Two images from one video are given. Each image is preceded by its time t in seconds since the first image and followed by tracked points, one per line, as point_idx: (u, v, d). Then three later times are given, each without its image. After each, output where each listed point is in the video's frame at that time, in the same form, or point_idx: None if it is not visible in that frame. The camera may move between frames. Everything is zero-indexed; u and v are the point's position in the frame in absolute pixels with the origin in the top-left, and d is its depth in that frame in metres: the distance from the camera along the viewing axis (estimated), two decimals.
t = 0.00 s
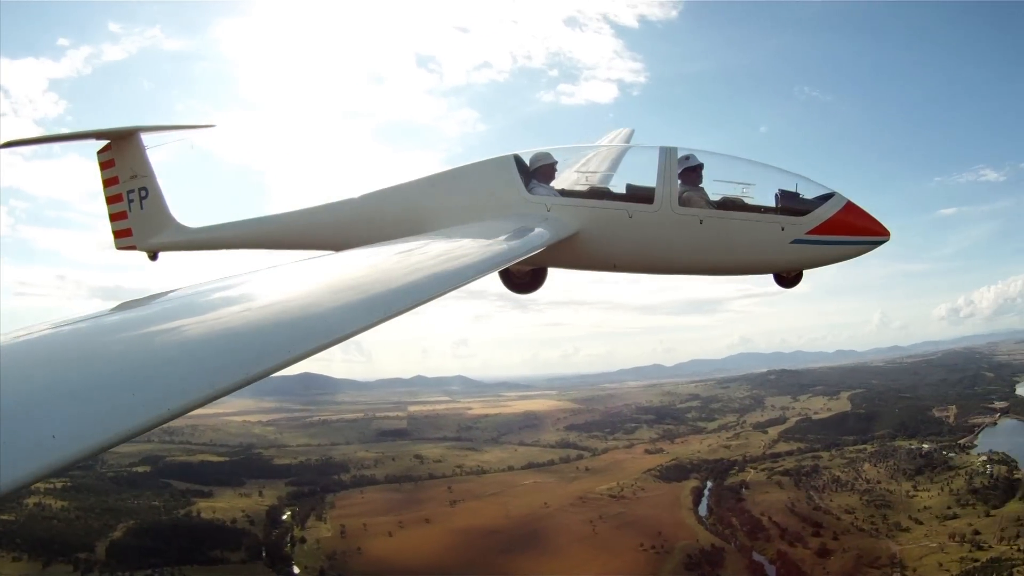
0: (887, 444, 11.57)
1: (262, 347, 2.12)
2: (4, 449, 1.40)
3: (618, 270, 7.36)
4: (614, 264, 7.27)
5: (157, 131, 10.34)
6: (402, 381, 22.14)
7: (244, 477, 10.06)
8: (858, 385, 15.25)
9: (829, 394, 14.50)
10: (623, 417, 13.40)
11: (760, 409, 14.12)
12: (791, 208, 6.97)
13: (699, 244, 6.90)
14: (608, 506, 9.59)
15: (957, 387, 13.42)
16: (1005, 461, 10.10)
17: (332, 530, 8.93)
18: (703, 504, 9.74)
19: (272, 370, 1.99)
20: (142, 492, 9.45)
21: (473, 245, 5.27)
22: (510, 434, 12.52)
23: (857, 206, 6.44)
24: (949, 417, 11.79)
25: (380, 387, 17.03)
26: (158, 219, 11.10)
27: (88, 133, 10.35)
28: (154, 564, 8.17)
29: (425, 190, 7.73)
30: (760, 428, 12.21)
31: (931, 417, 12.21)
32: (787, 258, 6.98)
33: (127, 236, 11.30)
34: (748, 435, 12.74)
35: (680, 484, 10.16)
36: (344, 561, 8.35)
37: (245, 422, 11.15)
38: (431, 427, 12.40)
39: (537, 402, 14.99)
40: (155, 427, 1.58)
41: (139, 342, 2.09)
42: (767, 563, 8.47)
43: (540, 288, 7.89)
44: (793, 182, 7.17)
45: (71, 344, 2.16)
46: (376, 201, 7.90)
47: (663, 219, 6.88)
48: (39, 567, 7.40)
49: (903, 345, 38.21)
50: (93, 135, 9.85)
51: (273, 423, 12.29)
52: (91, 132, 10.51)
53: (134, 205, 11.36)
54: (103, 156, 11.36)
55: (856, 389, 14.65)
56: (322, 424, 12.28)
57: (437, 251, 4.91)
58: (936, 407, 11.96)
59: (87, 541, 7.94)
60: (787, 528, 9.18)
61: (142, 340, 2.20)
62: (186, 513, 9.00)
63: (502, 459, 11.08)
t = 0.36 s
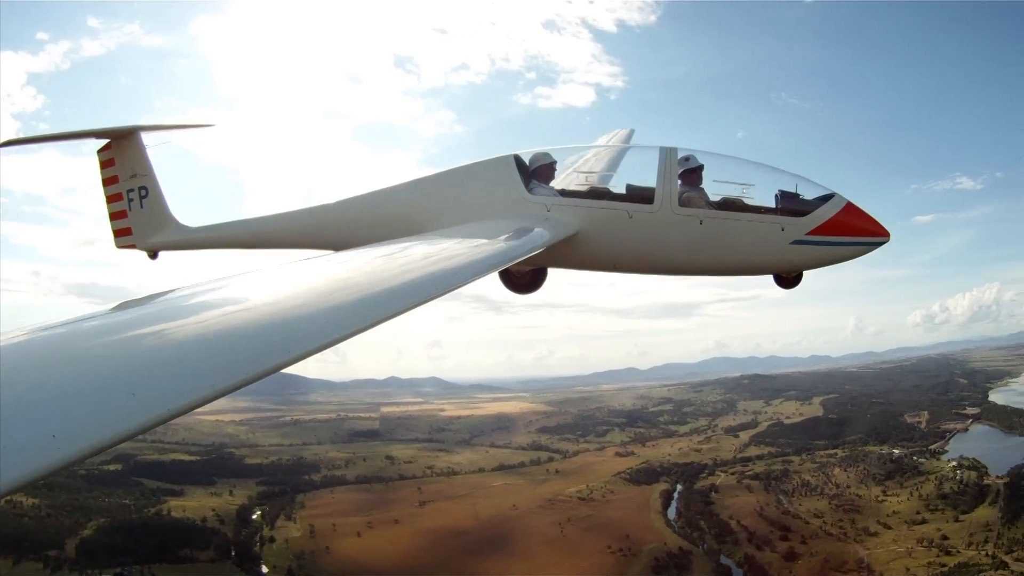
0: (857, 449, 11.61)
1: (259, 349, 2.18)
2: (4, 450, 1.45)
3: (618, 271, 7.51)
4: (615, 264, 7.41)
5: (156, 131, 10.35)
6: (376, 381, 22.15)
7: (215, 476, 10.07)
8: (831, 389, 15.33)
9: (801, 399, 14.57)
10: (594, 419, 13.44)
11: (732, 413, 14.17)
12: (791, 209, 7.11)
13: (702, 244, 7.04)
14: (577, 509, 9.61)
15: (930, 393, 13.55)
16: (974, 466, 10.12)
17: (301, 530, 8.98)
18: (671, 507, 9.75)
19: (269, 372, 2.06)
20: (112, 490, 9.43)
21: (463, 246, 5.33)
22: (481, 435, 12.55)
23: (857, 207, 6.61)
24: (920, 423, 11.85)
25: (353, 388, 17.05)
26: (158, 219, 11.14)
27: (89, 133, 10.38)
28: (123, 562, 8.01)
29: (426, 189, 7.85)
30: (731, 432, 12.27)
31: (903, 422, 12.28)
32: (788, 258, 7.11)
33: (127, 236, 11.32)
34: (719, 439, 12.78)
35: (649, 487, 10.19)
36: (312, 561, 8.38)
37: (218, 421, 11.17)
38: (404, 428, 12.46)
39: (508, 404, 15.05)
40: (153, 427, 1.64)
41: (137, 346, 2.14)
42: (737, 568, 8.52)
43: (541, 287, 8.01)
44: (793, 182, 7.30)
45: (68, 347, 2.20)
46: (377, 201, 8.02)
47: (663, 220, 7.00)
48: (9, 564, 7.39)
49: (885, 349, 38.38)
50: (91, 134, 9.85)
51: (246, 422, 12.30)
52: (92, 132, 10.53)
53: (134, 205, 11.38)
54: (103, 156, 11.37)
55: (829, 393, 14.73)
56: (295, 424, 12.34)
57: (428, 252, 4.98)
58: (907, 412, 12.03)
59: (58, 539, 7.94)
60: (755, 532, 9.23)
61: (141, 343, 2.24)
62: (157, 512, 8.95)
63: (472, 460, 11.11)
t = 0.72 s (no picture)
0: (829, 455, 11.65)
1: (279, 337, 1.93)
2: None
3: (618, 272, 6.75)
4: (614, 265, 6.62)
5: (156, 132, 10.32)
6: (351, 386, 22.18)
7: (186, 481, 10.07)
8: (805, 395, 15.45)
9: (773, 405, 14.66)
10: (566, 425, 13.49)
11: (705, 419, 14.21)
12: (790, 208, 6.29)
13: (699, 246, 6.21)
14: (547, 514, 9.61)
15: (903, 399, 13.67)
16: (946, 471, 10.17)
17: (271, 535, 9.01)
18: (642, 512, 9.78)
19: (296, 360, 1.81)
20: (84, 494, 9.36)
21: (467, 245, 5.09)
22: (453, 440, 12.59)
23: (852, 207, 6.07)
24: (893, 428, 11.90)
25: (328, 393, 17.07)
26: (158, 220, 11.08)
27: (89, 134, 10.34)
28: (94, 566, 7.72)
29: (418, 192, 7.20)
30: (703, 437, 12.32)
31: (875, 428, 12.36)
32: (790, 260, 6.32)
33: (127, 237, 11.27)
34: (692, 444, 12.85)
35: (620, 492, 10.23)
36: (280, 564, 8.32)
37: (190, 426, 11.18)
38: (376, 433, 12.50)
39: (482, 410, 15.11)
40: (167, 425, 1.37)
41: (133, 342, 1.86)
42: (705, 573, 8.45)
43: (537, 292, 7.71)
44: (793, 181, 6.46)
45: (49, 349, 1.89)
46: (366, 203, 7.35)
47: (663, 220, 6.20)
48: None
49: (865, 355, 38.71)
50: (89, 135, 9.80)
51: (220, 427, 12.30)
52: (92, 133, 10.48)
53: (134, 207, 11.33)
54: (103, 157, 11.33)
55: (801, 400, 14.82)
56: (267, 428, 12.41)
57: (431, 253, 4.72)
58: (880, 417, 12.13)
59: (28, 542, 7.68)
60: (725, 538, 9.23)
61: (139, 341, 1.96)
62: (128, 515, 8.83)
63: (443, 465, 11.13)
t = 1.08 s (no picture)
0: (803, 459, 11.65)
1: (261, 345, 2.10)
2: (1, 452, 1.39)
3: (618, 272, 7.33)
4: (614, 265, 7.22)
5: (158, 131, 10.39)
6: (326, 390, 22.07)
7: (160, 485, 10.06)
8: (781, 400, 15.50)
9: (748, 409, 14.67)
10: (540, 429, 13.48)
11: (679, 423, 14.19)
12: (791, 208, 6.95)
13: (699, 245, 6.86)
14: (518, 518, 9.64)
15: (877, 404, 13.75)
16: (919, 475, 10.23)
17: (243, 538, 9.03)
18: (613, 516, 9.78)
19: (276, 369, 1.99)
20: (57, 498, 9.30)
21: (463, 245, 5.21)
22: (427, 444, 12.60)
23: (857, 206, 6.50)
24: (866, 432, 11.93)
25: (302, 397, 17.03)
26: (158, 220, 11.15)
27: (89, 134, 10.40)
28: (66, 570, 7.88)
29: (423, 190, 7.68)
30: (676, 442, 12.31)
31: (849, 432, 12.40)
32: (788, 258, 6.96)
33: (127, 236, 11.35)
34: (666, 448, 12.79)
35: (592, 496, 10.22)
36: (253, 568, 8.42)
37: (165, 429, 11.18)
38: (351, 437, 12.52)
39: (458, 414, 15.12)
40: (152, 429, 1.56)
41: (130, 349, 2.06)
42: None
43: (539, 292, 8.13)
44: (793, 182, 7.14)
45: (60, 353, 2.12)
46: (376, 201, 7.84)
47: (663, 220, 6.83)
48: None
49: (848, 359, 38.76)
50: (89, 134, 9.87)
51: (194, 431, 12.27)
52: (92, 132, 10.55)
53: (134, 206, 11.40)
54: (104, 156, 11.40)
55: (776, 404, 14.83)
56: (241, 432, 12.44)
57: (431, 252, 4.85)
58: (854, 421, 12.19)
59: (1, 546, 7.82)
60: (696, 542, 9.23)
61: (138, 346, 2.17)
62: (101, 519, 8.79)
63: (417, 470, 11.15)
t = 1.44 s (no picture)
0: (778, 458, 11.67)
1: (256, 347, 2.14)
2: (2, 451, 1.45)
3: (618, 271, 7.37)
4: (614, 264, 7.26)
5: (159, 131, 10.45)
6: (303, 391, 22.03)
7: (136, 485, 10.07)
8: (758, 399, 15.56)
9: (724, 409, 14.71)
10: (516, 429, 13.50)
11: (654, 423, 14.21)
12: (791, 208, 6.96)
13: (698, 245, 6.89)
14: (491, 518, 9.67)
15: (853, 403, 13.84)
16: (893, 475, 10.20)
17: (217, 539, 9.04)
18: (587, 516, 9.81)
19: (273, 370, 2.04)
20: (33, 499, 9.33)
21: (459, 245, 5.28)
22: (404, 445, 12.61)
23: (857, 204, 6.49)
24: (841, 431, 11.98)
25: (279, 398, 17.02)
26: (158, 220, 11.17)
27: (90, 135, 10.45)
28: (40, 570, 7.83)
29: (422, 191, 7.70)
30: (651, 442, 12.33)
31: (825, 432, 12.44)
32: (789, 258, 6.96)
33: (127, 236, 11.38)
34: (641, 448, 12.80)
35: (566, 496, 10.25)
36: (227, 568, 8.47)
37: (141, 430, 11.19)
38: (327, 438, 12.54)
39: (434, 414, 15.14)
40: (148, 430, 1.61)
41: (130, 351, 2.12)
42: None
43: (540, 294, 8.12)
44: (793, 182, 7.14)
45: (65, 353, 2.19)
46: (376, 201, 7.87)
47: (662, 220, 6.86)
48: None
49: (831, 358, 38.96)
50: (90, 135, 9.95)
51: (171, 432, 12.27)
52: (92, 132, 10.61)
53: (134, 206, 11.43)
54: (104, 156, 11.47)
55: (751, 404, 14.87)
56: (217, 432, 12.49)
57: (431, 252, 4.89)
58: (829, 420, 12.22)
59: None
60: (668, 541, 9.25)
61: (134, 348, 2.22)
62: (77, 520, 8.78)
63: (392, 470, 11.17)
